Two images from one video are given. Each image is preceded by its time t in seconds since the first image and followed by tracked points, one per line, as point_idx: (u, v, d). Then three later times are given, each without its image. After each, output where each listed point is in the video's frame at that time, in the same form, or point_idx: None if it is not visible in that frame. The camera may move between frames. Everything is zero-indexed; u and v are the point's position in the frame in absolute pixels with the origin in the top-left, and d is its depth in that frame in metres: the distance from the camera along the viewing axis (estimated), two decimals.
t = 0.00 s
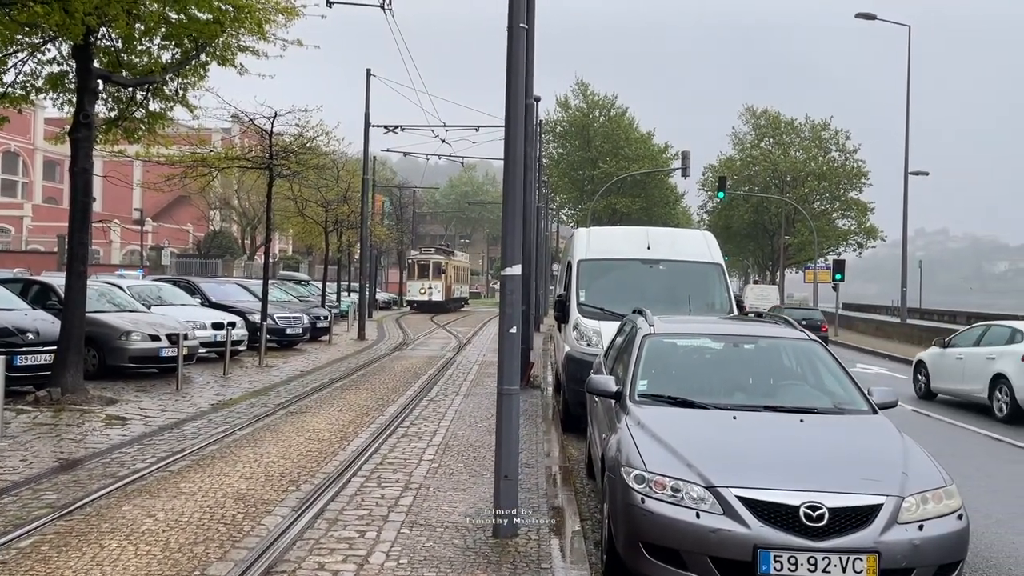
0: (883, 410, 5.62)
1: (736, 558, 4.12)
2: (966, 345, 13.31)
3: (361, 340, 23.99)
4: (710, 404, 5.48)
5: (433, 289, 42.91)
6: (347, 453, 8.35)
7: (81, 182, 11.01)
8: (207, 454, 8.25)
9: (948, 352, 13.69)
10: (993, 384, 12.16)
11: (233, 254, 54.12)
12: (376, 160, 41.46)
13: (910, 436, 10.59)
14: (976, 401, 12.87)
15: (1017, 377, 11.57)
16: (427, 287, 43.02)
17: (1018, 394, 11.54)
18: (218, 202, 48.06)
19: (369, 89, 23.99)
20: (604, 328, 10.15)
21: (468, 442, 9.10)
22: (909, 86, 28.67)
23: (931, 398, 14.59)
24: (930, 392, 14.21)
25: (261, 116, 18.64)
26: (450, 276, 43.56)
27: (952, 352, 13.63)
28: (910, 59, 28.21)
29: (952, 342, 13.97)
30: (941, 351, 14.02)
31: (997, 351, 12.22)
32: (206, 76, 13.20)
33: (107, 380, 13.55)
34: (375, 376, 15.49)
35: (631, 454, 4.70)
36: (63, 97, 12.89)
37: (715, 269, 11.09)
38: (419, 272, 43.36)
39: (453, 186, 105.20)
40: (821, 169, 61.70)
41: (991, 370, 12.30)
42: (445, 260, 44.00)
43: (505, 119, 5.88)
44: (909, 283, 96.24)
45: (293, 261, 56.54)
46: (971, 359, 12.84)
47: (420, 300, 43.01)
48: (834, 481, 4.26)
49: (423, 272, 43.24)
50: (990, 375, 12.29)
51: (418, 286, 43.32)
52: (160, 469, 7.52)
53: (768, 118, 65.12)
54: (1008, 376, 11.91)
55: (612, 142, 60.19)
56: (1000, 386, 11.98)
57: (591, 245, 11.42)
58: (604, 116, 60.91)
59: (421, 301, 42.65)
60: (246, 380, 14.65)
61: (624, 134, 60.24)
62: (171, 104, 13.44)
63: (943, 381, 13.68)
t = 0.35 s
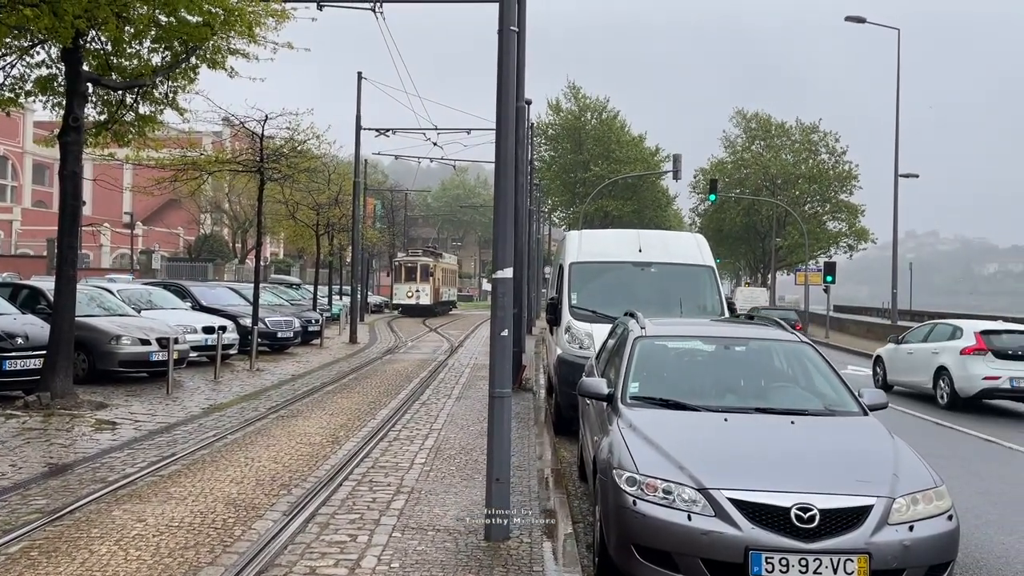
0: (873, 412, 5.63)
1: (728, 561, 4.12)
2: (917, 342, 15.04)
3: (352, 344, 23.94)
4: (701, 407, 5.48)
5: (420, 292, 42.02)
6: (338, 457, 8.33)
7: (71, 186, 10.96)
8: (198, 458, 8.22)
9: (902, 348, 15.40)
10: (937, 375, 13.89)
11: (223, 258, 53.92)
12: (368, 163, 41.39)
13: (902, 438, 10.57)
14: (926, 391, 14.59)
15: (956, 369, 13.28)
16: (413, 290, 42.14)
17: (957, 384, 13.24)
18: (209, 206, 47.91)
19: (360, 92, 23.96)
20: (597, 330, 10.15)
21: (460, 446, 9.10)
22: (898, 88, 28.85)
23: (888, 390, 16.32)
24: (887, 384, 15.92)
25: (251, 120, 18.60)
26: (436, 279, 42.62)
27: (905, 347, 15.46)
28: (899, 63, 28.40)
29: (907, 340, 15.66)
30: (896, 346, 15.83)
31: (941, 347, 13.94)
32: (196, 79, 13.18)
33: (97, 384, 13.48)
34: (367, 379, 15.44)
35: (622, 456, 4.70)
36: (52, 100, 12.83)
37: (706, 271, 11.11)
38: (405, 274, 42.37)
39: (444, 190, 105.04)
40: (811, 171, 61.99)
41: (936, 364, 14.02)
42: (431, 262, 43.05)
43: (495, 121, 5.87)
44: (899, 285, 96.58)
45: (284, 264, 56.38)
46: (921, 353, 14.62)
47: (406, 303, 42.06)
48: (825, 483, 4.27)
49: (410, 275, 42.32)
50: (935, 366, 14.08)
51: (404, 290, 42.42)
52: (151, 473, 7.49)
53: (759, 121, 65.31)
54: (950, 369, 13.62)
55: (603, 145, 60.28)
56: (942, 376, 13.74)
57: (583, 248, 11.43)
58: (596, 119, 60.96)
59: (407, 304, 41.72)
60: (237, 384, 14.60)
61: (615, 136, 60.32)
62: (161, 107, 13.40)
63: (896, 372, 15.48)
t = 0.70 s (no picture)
0: (864, 413, 5.65)
1: (719, 563, 4.13)
2: (872, 338, 16.90)
3: (345, 347, 23.87)
4: (692, 408, 5.49)
5: (408, 295, 41.14)
6: (331, 461, 8.32)
7: (63, 188, 10.92)
8: (190, 462, 8.20)
9: (859, 345, 17.27)
10: (887, 368, 15.83)
11: (215, 261, 53.68)
12: (360, 166, 41.27)
13: (894, 439, 10.63)
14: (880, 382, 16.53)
15: (903, 363, 15.21)
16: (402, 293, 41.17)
17: (904, 376, 15.17)
18: (201, 209, 47.74)
19: (353, 94, 23.92)
20: (589, 332, 10.15)
21: (453, 448, 9.09)
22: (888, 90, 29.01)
23: (847, 382, 18.26)
24: (846, 376, 17.87)
25: (244, 123, 18.58)
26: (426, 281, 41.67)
27: (860, 343, 17.43)
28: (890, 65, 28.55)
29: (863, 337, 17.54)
30: (853, 343, 17.82)
31: (891, 343, 15.85)
32: (188, 82, 13.16)
33: (88, 388, 13.43)
34: (359, 383, 15.42)
35: (615, 458, 4.71)
36: (43, 102, 12.78)
37: (699, 274, 11.13)
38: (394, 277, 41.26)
39: (436, 192, 104.85)
40: (803, 174, 62.18)
41: (887, 358, 15.94)
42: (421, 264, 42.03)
43: (487, 124, 5.88)
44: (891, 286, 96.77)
45: (276, 268, 56.25)
46: (874, 349, 16.58)
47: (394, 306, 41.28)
48: (816, 484, 4.28)
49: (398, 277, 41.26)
50: (886, 361, 16.03)
51: (392, 293, 41.25)
52: (143, 477, 7.46)
53: (751, 124, 65.40)
54: (899, 362, 15.55)
55: (595, 147, 60.31)
56: (892, 370, 15.70)
57: (576, 250, 11.46)
58: (589, 121, 60.95)
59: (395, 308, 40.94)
60: (229, 387, 14.55)
61: (607, 139, 60.34)
62: (153, 110, 13.38)
63: (853, 366, 17.42)
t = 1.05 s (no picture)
0: (856, 415, 5.66)
1: (712, 564, 4.13)
2: (830, 335, 18.68)
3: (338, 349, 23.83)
4: (686, 410, 5.49)
5: (400, 297, 40.74)
6: (324, 463, 8.30)
7: (54, 191, 10.87)
8: (182, 465, 8.17)
9: (820, 341, 19.04)
10: (842, 361, 17.64)
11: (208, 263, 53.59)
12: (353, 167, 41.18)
13: (886, 439, 10.70)
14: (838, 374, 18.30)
15: (856, 357, 16.99)
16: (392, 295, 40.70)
17: (857, 369, 16.97)
18: (194, 211, 47.64)
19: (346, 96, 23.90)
20: (582, 335, 10.13)
21: (446, 451, 9.09)
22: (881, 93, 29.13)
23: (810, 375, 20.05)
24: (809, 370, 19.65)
25: (237, 124, 18.55)
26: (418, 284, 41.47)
27: (821, 340, 19.21)
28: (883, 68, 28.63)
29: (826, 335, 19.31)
30: (816, 339, 19.60)
31: (846, 339, 17.65)
32: (180, 83, 13.12)
33: (80, 391, 13.37)
34: (353, 385, 15.40)
35: (608, 460, 4.71)
36: (35, 105, 12.74)
37: (692, 276, 11.13)
38: (384, 278, 41.00)
39: (430, 194, 104.80)
40: (796, 176, 62.42)
41: (842, 352, 17.73)
42: (412, 266, 41.78)
43: (481, 125, 5.87)
44: (883, 288, 97.04)
45: (269, 270, 56.19)
46: (832, 344, 18.36)
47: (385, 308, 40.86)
48: (808, 485, 4.29)
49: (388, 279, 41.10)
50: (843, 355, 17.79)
51: (383, 295, 40.90)
52: (134, 481, 7.44)
53: (744, 126, 65.54)
54: (852, 356, 17.34)
55: (588, 149, 60.43)
56: (847, 363, 17.45)
57: (569, 252, 11.46)
58: (582, 123, 61.03)
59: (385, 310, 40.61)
60: (222, 389, 14.51)
61: (601, 141, 60.45)
62: (145, 111, 13.35)
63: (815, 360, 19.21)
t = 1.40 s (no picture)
0: (849, 415, 5.67)
1: (706, 565, 4.13)
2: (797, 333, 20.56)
3: (332, 350, 23.79)
4: (679, 411, 5.50)
5: (394, 298, 40.62)
6: (318, 465, 8.28)
7: (47, 192, 10.83)
8: (175, 467, 8.14)
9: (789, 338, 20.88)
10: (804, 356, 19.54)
11: (202, 264, 53.49)
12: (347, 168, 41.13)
13: (879, 439, 10.75)
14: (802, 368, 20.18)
15: (815, 351, 18.87)
16: (387, 296, 40.59)
17: (816, 362, 18.81)
18: (188, 212, 47.53)
19: (340, 97, 23.87)
20: (577, 335, 10.14)
21: (441, 452, 9.08)
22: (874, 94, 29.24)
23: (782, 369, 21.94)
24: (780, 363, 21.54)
25: (231, 125, 18.51)
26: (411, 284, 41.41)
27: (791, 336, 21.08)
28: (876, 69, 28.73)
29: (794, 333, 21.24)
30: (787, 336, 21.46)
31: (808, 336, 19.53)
32: (174, 84, 13.10)
33: (73, 393, 13.32)
34: (347, 386, 15.39)
35: (602, 461, 4.71)
36: (27, 106, 12.69)
37: (686, 277, 11.13)
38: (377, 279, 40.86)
39: (425, 195, 104.77)
40: (790, 176, 62.59)
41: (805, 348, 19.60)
42: (406, 266, 41.64)
43: (476, 126, 5.88)
44: (877, 288, 97.28)
45: (263, 270, 56.11)
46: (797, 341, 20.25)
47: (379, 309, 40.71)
48: (801, 486, 4.30)
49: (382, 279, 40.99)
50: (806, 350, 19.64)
51: (376, 296, 40.74)
52: (127, 483, 7.41)
53: (738, 127, 65.65)
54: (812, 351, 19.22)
55: (583, 150, 60.52)
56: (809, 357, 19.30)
57: (563, 253, 11.46)
58: (576, 124, 61.10)
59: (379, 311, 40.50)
60: (215, 391, 14.47)
61: (595, 142, 60.52)
62: (138, 112, 13.32)
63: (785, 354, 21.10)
